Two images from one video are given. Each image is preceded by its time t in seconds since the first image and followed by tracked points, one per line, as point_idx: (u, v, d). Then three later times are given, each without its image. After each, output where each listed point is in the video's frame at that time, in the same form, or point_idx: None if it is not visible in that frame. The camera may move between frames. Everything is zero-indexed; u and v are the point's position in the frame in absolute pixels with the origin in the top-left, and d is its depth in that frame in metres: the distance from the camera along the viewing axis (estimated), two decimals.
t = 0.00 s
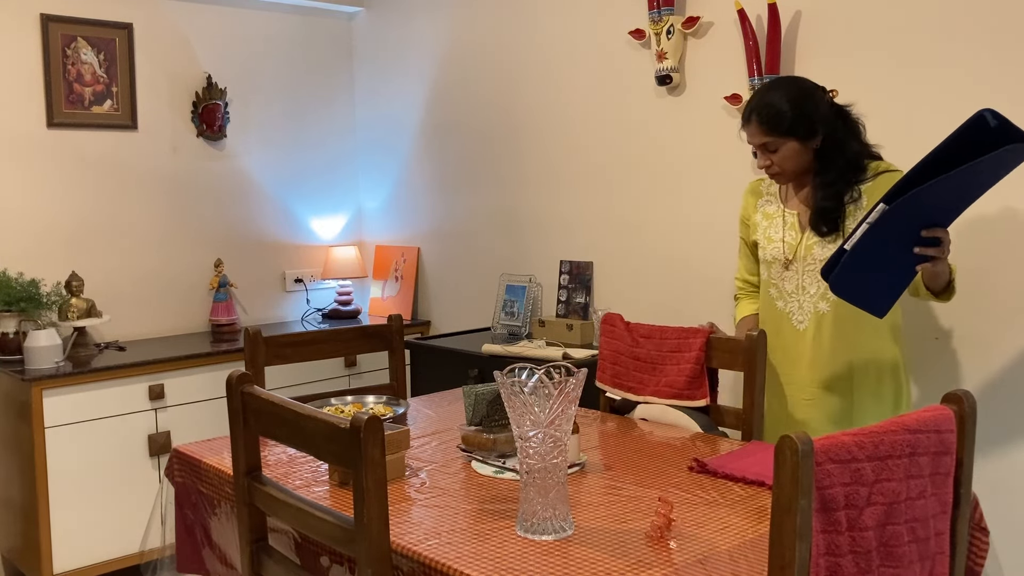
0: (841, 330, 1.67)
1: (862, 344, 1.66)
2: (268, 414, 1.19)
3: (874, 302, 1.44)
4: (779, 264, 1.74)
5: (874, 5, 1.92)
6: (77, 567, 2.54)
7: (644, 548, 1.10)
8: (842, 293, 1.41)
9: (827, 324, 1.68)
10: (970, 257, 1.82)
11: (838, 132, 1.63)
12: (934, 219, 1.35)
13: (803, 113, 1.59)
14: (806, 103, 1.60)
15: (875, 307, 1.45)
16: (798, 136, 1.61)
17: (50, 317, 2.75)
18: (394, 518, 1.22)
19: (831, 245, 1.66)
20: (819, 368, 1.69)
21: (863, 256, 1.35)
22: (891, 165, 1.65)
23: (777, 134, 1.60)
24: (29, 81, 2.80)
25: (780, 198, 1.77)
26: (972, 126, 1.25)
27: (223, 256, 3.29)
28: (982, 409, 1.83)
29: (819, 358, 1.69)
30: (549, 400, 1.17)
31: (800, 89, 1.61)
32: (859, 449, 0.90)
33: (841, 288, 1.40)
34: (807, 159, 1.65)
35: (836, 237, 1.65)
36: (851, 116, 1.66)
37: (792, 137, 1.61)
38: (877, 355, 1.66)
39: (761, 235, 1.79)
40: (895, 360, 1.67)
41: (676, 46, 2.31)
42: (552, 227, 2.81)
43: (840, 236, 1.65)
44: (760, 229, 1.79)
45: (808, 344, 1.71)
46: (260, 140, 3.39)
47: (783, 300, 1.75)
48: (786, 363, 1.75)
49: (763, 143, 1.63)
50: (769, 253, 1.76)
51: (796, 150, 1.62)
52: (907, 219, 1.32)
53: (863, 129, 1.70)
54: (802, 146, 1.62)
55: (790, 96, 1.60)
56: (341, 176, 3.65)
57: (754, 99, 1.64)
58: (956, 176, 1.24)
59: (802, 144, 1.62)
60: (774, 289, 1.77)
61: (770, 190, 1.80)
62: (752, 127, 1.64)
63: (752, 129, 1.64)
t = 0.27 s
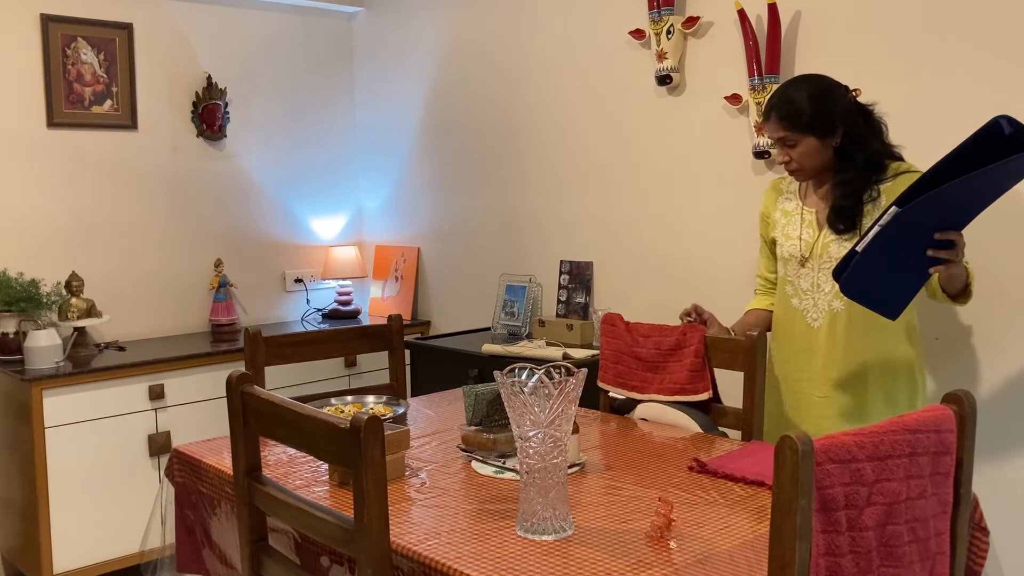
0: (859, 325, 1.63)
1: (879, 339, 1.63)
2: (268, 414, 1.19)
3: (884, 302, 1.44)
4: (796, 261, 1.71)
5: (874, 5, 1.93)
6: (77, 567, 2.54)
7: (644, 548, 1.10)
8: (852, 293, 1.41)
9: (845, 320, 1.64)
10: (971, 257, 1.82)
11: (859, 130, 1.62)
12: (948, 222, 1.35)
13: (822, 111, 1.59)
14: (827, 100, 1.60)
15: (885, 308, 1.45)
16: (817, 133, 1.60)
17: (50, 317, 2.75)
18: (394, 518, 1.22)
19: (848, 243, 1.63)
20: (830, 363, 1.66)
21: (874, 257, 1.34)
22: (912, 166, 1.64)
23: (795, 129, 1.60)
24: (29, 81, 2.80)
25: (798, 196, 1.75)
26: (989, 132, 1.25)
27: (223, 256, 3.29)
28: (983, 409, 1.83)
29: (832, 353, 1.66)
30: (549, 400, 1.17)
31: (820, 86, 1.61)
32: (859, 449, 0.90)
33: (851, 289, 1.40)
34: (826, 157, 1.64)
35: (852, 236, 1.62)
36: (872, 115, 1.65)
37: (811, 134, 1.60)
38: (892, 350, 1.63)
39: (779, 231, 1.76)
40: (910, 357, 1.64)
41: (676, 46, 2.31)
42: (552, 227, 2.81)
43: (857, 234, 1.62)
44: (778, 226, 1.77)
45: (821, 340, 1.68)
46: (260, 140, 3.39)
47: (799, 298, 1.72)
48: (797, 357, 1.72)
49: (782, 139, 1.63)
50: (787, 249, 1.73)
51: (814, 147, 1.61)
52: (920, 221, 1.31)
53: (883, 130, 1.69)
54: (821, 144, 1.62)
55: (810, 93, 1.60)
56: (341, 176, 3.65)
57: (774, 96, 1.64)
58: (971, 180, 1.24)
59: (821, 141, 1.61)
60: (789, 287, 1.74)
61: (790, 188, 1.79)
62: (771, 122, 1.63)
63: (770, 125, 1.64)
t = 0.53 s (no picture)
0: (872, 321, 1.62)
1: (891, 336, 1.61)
2: (268, 414, 1.19)
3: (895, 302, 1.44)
4: (810, 260, 1.71)
5: (874, 4, 1.93)
6: (77, 567, 2.54)
7: (644, 548, 1.10)
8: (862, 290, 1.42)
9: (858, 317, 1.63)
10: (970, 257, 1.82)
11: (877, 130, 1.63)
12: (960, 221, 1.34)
13: (842, 107, 1.59)
14: (847, 97, 1.60)
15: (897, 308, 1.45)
16: (836, 129, 1.60)
17: (50, 317, 2.75)
18: (394, 518, 1.22)
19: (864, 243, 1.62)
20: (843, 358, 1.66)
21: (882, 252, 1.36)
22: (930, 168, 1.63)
23: (813, 125, 1.61)
24: (29, 81, 2.80)
25: (815, 195, 1.74)
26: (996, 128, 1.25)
27: (223, 256, 3.29)
28: (983, 409, 1.83)
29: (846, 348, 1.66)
30: (549, 400, 1.17)
31: (840, 83, 1.61)
32: (859, 449, 0.90)
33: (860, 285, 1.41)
34: (844, 154, 1.64)
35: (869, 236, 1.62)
36: (892, 116, 1.65)
37: (829, 130, 1.60)
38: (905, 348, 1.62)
39: (795, 231, 1.76)
40: (923, 353, 1.63)
41: (676, 46, 2.31)
42: (552, 227, 2.81)
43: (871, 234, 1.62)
44: (794, 226, 1.76)
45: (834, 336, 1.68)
46: (260, 140, 3.39)
47: (814, 298, 1.71)
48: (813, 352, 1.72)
49: (800, 135, 1.63)
50: (801, 250, 1.73)
51: (832, 142, 1.61)
52: (929, 217, 1.32)
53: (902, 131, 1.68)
54: (838, 140, 1.62)
55: (830, 89, 1.60)
56: (341, 176, 3.65)
57: (794, 91, 1.65)
58: (979, 175, 1.24)
59: (838, 137, 1.61)
60: (805, 287, 1.73)
61: (808, 189, 1.77)
62: (790, 117, 1.64)
63: (788, 119, 1.65)
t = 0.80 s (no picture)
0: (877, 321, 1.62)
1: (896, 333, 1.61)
2: (268, 414, 1.19)
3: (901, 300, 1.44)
4: (816, 258, 1.71)
5: (874, 4, 1.93)
6: (77, 567, 2.54)
7: (644, 548, 1.10)
8: (869, 289, 1.42)
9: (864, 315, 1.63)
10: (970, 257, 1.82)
11: (886, 128, 1.62)
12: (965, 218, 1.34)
13: (849, 105, 1.59)
14: (855, 95, 1.60)
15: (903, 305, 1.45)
16: (842, 127, 1.61)
17: (50, 317, 2.75)
18: (394, 518, 1.22)
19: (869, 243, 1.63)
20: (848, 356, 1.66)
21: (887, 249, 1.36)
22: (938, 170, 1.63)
23: (818, 122, 1.61)
24: (29, 81, 2.80)
25: (823, 193, 1.74)
26: (1000, 123, 1.25)
27: (223, 257, 3.30)
28: (983, 410, 1.83)
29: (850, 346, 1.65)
30: (549, 400, 1.17)
31: (849, 80, 1.61)
32: (859, 449, 0.90)
33: (866, 283, 1.41)
34: (850, 152, 1.64)
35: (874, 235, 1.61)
36: (901, 115, 1.65)
37: (835, 127, 1.60)
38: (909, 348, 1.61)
39: (802, 228, 1.76)
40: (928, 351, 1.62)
41: (676, 46, 2.31)
42: (552, 227, 2.81)
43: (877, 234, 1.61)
44: (800, 224, 1.76)
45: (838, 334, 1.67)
46: (261, 139, 3.39)
47: (819, 297, 1.71)
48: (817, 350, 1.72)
49: (806, 131, 1.64)
50: (807, 248, 1.73)
51: (837, 140, 1.61)
52: (933, 213, 1.32)
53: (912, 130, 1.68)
54: (844, 138, 1.62)
55: (839, 86, 1.60)
56: (341, 176, 3.65)
57: (802, 87, 1.65)
58: (982, 170, 1.24)
59: (844, 134, 1.61)
60: (810, 285, 1.74)
61: (816, 186, 1.77)
62: (796, 114, 1.65)
63: (795, 116, 1.65)
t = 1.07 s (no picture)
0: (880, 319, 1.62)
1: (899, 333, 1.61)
2: (268, 414, 1.19)
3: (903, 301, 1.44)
4: (816, 259, 1.71)
5: (874, 5, 1.93)
6: (77, 567, 2.54)
7: (645, 548, 1.10)
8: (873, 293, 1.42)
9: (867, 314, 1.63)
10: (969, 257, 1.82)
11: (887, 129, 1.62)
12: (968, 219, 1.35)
13: (850, 105, 1.59)
14: (857, 95, 1.60)
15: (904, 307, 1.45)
16: (843, 127, 1.61)
17: (50, 317, 2.75)
18: (394, 518, 1.22)
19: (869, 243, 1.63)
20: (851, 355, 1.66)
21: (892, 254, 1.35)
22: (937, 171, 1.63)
23: (819, 122, 1.61)
24: (29, 81, 2.80)
25: (823, 193, 1.74)
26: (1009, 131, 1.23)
27: (223, 256, 3.29)
28: (983, 410, 1.83)
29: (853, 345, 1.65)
30: (549, 400, 1.17)
31: (852, 80, 1.61)
32: (859, 449, 0.90)
33: (871, 287, 1.40)
34: (850, 152, 1.64)
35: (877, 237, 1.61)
36: (903, 116, 1.64)
37: (835, 127, 1.61)
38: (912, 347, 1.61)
39: (802, 229, 1.76)
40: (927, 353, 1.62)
41: (676, 46, 2.31)
42: (552, 227, 2.81)
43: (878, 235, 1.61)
44: (801, 224, 1.76)
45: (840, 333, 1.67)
46: (261, 139, 3.39)
47: (820, 298, 1.71)
48: (817, 349, 1.72)
49: (806, 131, 1.64)
50: (808, 249, 1.73)
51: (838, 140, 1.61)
52: (938, 215, 1.32)
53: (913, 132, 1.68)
54: (843, 138, 1.62)
55: (841, 86, 1.60)
56: (341, 176, 3.65)
57: (804, 87, 1.66)
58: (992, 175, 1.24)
59: (844, 134, 1.62)
60: (811, 286, 1.73)
61: (816, 187, 1.77)
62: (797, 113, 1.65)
63: (796, 115, 1.66)
